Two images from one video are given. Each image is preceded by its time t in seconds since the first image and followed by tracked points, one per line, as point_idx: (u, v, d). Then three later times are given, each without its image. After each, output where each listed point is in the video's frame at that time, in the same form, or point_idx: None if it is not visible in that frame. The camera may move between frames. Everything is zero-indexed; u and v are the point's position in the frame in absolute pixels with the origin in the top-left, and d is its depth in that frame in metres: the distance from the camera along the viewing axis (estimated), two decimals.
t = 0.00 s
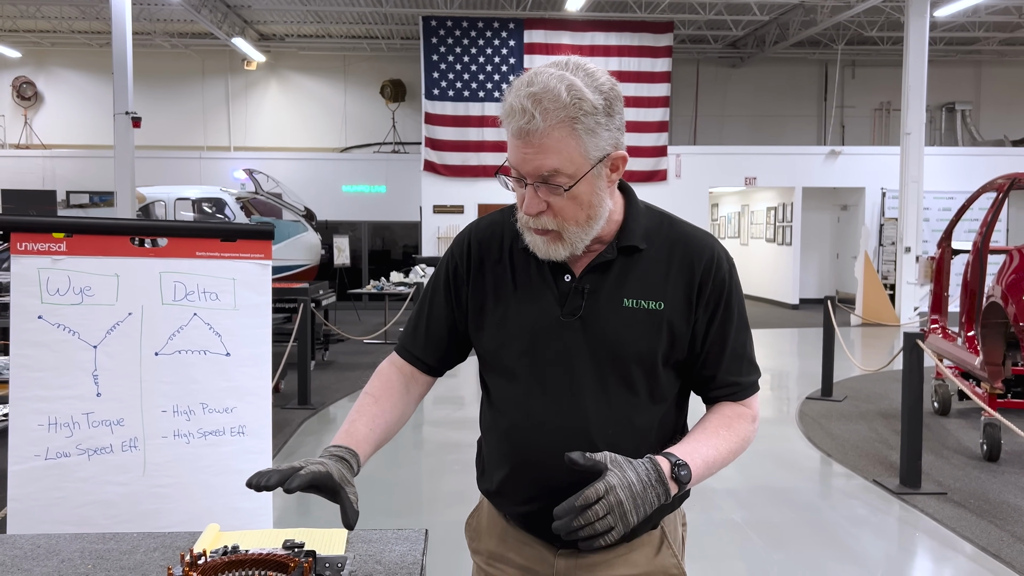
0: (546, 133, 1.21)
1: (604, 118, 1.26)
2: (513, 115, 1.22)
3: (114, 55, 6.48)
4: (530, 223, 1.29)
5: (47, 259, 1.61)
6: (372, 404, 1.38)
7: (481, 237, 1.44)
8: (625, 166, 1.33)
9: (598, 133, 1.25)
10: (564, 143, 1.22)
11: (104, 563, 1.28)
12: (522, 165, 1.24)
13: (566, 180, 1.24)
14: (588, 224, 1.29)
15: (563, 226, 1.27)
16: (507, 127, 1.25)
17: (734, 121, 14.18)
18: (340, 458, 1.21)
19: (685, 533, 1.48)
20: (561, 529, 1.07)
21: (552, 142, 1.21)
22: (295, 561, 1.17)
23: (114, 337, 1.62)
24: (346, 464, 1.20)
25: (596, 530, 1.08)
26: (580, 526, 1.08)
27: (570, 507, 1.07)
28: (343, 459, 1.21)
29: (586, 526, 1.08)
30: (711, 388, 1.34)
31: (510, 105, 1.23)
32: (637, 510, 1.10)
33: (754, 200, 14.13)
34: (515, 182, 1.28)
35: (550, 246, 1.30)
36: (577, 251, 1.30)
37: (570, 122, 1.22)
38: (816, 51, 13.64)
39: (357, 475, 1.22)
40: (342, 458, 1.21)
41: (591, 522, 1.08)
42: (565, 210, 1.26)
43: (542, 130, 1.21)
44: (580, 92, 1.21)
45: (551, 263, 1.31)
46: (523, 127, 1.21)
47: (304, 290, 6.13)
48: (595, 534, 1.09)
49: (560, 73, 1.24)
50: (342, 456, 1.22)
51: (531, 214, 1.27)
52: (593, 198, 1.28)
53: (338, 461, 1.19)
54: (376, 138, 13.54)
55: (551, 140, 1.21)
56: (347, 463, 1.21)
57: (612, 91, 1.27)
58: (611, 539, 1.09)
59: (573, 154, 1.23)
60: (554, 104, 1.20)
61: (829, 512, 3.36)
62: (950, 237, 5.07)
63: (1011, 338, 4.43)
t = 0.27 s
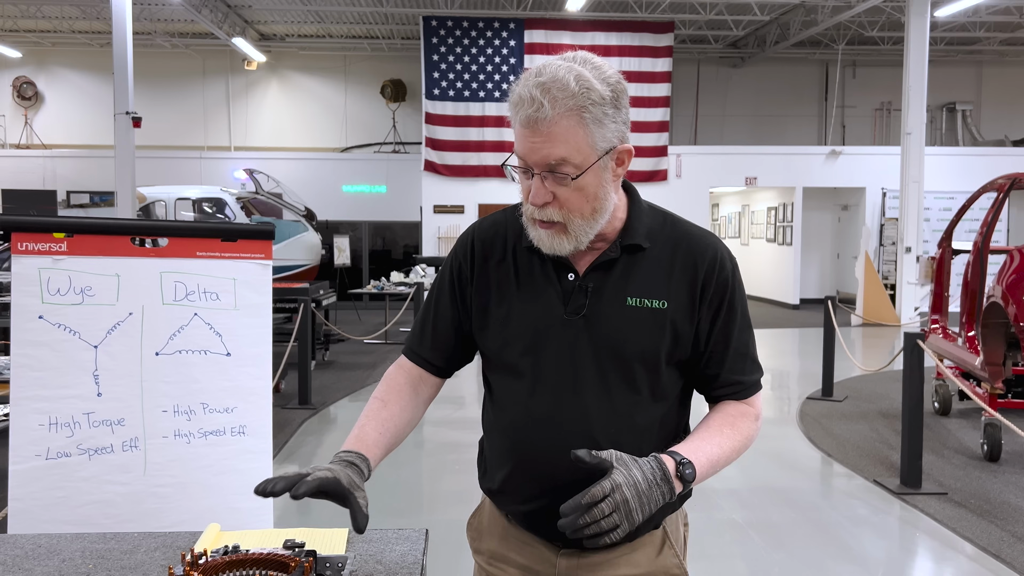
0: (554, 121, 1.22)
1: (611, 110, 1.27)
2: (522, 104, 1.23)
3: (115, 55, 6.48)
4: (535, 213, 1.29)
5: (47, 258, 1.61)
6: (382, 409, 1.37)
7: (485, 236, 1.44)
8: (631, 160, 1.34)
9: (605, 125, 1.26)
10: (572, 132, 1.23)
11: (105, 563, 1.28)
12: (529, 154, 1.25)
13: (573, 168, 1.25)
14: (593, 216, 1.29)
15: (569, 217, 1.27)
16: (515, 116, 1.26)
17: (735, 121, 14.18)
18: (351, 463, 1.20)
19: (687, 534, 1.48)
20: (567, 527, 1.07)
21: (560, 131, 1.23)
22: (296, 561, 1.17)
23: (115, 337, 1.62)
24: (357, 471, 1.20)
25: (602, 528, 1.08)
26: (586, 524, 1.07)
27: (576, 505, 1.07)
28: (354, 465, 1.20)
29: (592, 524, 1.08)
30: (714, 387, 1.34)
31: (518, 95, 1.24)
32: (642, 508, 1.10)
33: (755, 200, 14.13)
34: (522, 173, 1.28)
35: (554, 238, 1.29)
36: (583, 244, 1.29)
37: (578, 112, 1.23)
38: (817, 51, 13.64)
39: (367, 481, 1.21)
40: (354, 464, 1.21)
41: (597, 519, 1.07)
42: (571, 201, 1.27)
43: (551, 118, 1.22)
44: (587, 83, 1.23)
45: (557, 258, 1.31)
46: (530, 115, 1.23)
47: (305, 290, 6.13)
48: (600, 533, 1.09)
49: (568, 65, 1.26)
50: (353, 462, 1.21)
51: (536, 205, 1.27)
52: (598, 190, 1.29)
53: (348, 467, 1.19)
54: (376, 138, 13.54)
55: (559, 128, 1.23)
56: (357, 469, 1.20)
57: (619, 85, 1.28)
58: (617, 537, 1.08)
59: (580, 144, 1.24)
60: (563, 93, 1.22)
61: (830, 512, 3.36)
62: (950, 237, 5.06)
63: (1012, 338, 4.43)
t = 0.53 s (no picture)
0: (571, 93, 1.24)
1: (621, 90, 1.30)
2: (538, 79, 1.24)
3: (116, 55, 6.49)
4: (550, 192, 1.27)
5: (48, 259, 1.61)
6: (385, 419, 1.36)
7: (491, 234, 1.44)
8: (639, 143, 1.37)
9: (617, 101, 1.28)
10: (588, 104, 1.24)
11: (105, 563, 1.28)
12: (545, 128, 1.25)
13: (589, 141, 1.25)
14: (607, 194, 1.29)
15: (585, 194, 1.27)
16: (530, 94, 1.27)
17: (735, 122, 14.18)
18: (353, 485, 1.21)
19: (689, 535, 1.48)
20: (567, 518, 1.07)
21: (577, 103, 1.24)
22: (297, 561, 1.18)
23: (115, 338, 1.62)
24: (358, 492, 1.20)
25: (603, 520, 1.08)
26: (586, 516, 1.08)
27: (576, 496, 1.08)
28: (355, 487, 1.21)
29: (591, 516, 1.09)
30: (718, 383, 1.34)
31: (533, 71, 1.26)
32: (643, 501, 1.10)
33: (755, 200, 14.14)
34: (536, 150, 1.28)
35: (571, 218, 1.27)
36: (599, 224, 1.29)
37: (592, 85, 1.25)
38: (817, 51, 13.64)
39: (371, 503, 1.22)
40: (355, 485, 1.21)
41: (597, 510, 1.08)
42: (585, 175, 1.27)
43: (567, 90, 1.24)
44: (600, 59, 1.26)
45: (572, 241, 1.29)
46: (547, 88, 1.24)
47: (305, 290, 6.13)
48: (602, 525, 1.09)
49: (578, 46, 1.29)
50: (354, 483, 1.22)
51: (553, 181, 1.26)
52: (612, 166, 1.30)
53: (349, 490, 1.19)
54: (376, 138, 13.55)
55: (576, 101, 1.24)
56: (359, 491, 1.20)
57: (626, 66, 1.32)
58: (617, 530, 1.09)
59: (596, 116, 1.25)
60: (578, 67, 1.23)
61: (830, 512, 3.36)
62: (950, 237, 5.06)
63: (1011, 338, 4.43)
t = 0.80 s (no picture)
0: (582, 88, 1.25)
1: (628, 85, 1.32)
2: (550, 74, 1.25)
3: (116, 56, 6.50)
4: (562, 185, 1.29)
5: (49, 260, 1.61)
6: (391, 417, 1.37)
7: (495, 234, 1.45)
8: (644, 137, 1.39)
9: (625, 96, 1.31)
10: (599, 99, 1.26)
11: (106, 564, 1.28)
12: (557, 123, 1.26)
13: (601, 136, 1.27)
14: (619, 187, 1.31)
15: (597, 187, 1.29)
16: (541, 88, 1.28)
17: (735, 122, 14.18)
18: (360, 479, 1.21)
19: (691, 537, 1.49)
20: (575, 512, 1.07)
21: (589, 97, 1.25)
22: (297, 561, 1.18)
23: (116, 338, 1.62)
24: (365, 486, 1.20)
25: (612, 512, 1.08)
26: (595, 509, 1.08)
27: (586, 488, 1.08)
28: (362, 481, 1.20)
29: (600, 509, 1.08)
30: (722, 381, 1.35)
31: (543, 66, 1.27)
32: (651, 495, 1.10)
33: (755, 201, 14.15)
34: (546, 144, 1.29)
35: (583, 211, 1.28)
36: (609, 216, 1.30)
37: (602, 81, 1.27)
38: (817, 52, 13.65)
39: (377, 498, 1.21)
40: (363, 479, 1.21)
41: (606, 502, 1.08)
42: (598, 168, 1.29)
43: (579, 85, 1.25)
44: (609, 55, 1.28)
45: (583, 234, 1.30)
46: (558, 83, 1.25)
47: (305, 291, 6.14)
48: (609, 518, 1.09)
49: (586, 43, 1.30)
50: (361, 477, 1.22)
51: (565, 174, 1.28)
52: (621, 161, 1.32)
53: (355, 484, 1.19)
54: (376, 139, 13.56)
55: (588, 95, 1.25)
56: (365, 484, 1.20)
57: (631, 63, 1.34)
58: (625, 522, 1.09)
59: (607, 111, 1.27)
60: (589, 62, 1.25)
61: (829, 513, 3.37)
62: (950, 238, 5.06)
63: (1011, 339, 4.43)
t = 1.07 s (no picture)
0: (589, 86, 1.26)
1: (631, 85, 1.33)
2: (556, 71, 1.26)
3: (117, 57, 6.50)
4: (569, 181, 1.28)
5: (49, 261, 1.61)
6: (393, 417, 1.37)
7: (496, 235, 1.45)
8: (647, 137, 1.40)
9: (630, 95, 1.32)
10: (605, 96, 1.27)
11: (106, 565, 1.28)
12: (564, 120, 1.26)
13: (608, 132, 1.28)
14: (625, 184, 1.31)
15: (605, 184, 1.29)
16: (547, 86, 1.28)
17: (735, 123, 14.18)
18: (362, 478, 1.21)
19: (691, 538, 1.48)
20: (580, 518, 1.07)
21: (595, 94, 1.26)
22: (297, 562, 1.18)
23: (116, 339, 1.62)
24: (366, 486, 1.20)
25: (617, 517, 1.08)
26: (600, 515, 1.07)
27: (590, 494, 1.07)
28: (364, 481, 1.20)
29: (605, 514, 1.08)
30: (724, 382, 1.34)
31: (549, 64, 1.27)
32: (656, 500, 1.10)
33: (755, 202, 14.15)
34: (552, 141, 1.29)
35: (591, 207, 1.28)
36: (616, 213, 1.30)
37: (607, 79, 1.28)
38: (817, 52, 13.64)
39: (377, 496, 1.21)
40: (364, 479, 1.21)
41: (611, 507, 1.07)
42: (606, 164, 1.29)
43: (586, 82, 1.25)
44: (615, 54, 1.29)
45: (589, 231, 1.29)
46: (565, 81, 1.25)
47: (305, 291, 6.14)
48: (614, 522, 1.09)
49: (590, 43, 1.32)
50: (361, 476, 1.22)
51: (573, 171, 1.27)
52: (627, 158, 1.32)
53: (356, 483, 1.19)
54: (377, 140, 13.56)
55: (594, 92, 1.26)
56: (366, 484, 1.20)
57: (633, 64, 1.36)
58: (630, 528, 1.08)
59: (613, 108, 1.28)
60: (596, 59, 1.26)
61: (829, 513, 3.37)
62: (950, 239, 5.06)
63: (1011, 340, 4.43)
